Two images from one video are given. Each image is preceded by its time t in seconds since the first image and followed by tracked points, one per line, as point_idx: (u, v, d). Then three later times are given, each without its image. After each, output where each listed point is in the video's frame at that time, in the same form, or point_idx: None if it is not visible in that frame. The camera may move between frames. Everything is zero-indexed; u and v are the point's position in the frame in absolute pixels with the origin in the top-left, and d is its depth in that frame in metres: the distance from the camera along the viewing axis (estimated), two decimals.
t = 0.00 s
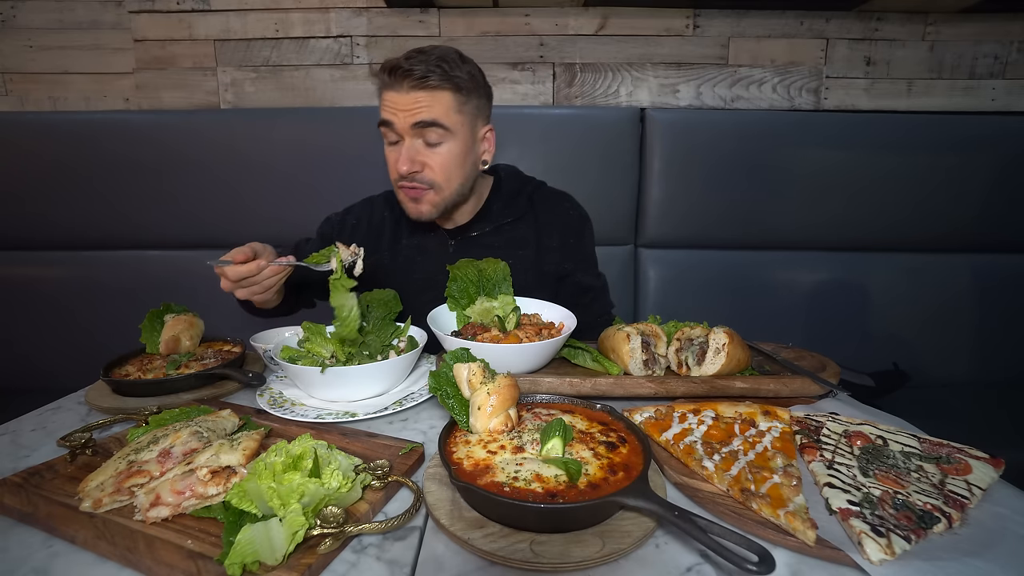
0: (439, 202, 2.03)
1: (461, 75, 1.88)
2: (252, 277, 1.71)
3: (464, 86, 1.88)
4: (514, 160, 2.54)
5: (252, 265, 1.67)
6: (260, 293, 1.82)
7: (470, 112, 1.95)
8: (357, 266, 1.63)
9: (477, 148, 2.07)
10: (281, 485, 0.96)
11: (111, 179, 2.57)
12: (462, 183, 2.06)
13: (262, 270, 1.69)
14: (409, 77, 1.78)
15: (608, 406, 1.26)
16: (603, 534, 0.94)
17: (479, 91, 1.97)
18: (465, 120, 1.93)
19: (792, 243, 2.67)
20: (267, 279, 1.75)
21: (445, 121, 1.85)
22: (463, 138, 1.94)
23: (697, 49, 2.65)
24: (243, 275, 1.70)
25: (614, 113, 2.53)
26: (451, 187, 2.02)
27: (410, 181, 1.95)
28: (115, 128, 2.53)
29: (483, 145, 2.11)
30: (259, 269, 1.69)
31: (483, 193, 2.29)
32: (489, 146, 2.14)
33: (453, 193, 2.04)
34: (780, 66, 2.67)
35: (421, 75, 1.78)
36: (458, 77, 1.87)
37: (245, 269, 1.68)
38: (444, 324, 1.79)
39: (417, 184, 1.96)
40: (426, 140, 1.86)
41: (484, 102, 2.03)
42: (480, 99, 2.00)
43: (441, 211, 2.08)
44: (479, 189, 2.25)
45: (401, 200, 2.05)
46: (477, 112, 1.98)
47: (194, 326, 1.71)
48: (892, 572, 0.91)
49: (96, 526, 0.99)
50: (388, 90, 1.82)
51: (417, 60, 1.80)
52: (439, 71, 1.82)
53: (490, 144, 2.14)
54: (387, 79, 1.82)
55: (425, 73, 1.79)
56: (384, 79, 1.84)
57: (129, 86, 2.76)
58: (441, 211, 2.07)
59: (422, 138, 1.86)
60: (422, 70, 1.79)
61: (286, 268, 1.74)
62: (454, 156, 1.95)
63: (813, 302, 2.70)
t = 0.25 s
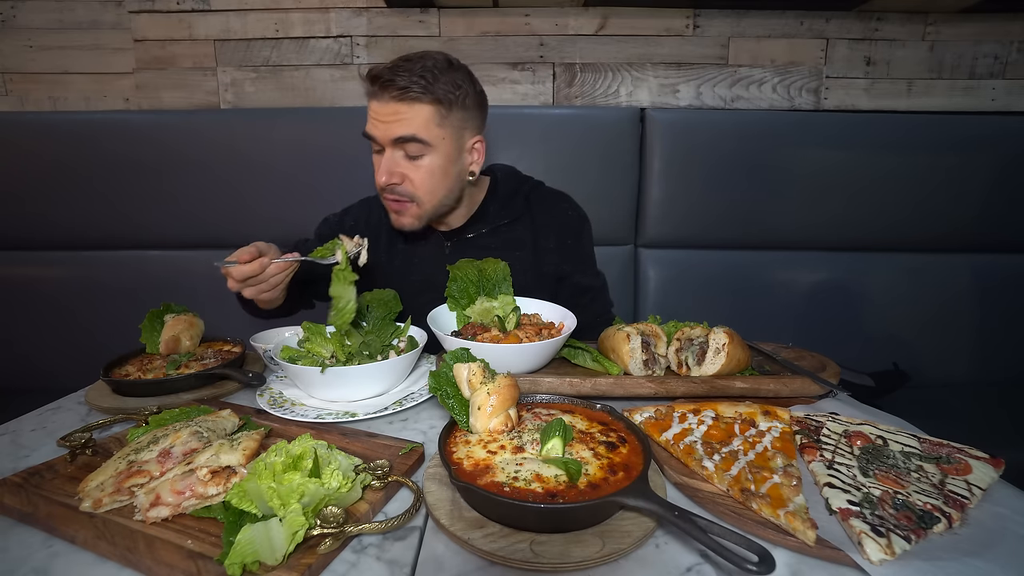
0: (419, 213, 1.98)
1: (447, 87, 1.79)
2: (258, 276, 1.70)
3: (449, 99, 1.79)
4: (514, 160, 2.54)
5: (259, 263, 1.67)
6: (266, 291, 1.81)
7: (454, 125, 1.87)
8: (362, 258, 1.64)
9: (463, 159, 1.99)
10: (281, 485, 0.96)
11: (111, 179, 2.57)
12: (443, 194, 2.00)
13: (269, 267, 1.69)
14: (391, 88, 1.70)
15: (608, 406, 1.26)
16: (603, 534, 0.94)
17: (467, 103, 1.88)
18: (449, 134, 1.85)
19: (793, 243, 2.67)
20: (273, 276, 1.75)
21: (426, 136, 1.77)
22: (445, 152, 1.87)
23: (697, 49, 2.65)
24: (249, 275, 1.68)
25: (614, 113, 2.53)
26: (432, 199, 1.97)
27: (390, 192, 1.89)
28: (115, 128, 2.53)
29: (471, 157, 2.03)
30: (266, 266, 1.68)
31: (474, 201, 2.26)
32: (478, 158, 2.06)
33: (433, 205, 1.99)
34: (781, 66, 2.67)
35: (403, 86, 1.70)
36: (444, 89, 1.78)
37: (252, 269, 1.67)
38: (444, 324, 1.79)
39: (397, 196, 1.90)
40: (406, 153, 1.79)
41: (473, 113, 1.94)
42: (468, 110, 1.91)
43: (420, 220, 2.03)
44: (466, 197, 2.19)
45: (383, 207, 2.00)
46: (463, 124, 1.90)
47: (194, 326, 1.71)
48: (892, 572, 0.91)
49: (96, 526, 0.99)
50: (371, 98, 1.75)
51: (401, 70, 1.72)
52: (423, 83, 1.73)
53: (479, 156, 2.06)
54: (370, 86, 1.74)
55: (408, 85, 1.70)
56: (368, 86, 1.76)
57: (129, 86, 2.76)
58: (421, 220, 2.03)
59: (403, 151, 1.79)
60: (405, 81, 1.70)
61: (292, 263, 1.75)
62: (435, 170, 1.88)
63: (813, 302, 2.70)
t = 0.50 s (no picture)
0: (408, 224, 1.93)
1: (436, 94, 1.80)
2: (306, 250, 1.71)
3: (438, 106, 1.80)
4: (514, 160, 2.54)
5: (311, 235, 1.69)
6: (309, 268, 1.82)
7: (443, 134, 1.86)
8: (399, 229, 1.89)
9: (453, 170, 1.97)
10: (281, 485, 0.96)
11: (111, 179, 2.57)
12: (432, 205, 1.96)
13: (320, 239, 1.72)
14: (381, 93, 1.72)
15: (608, 406, 1.26)
16: (603, 534, 0.94)
17: (456, 112, 1.88)
18: (438, 142, 1.84)
19: (793, 243, 2.67)
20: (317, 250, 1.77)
21: (415, 142, 1.76)
22: (434, 161, 1.85)
23: (697, 49, 2.65)
24: (299, 250, 1.69)
25: (614, 113, 2.53)
26: (421, 209, 1.93)
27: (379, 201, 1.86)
28: (115, 128, 2.53)
29: (460, 168, 2.01)
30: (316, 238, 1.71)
31: (466, 212, 2.24)
32: (467, 169, 2.03)
33: (422, 216, 1.95)
34: (781, 66, 2.67)
35: (393, 92, 1.72)
36: (433, 97, 1.79)
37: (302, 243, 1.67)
38: (444, 324, 1.79)
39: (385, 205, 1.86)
40: (394, 160, 1.78)
41: (462, 124, 1.94)
42: (458, 121, 1.90)
43: (409, 233, 1.98)
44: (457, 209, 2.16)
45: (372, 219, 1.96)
46: (452, 134, 1.89)
47: (194, 326, 1.71)
48: (892, 572, 0.91)
49: (96, 526, 0.99)
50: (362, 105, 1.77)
51: (392, 77, 1.75)
52: (413, 89, 1.74)
53: (469, 168, 2.04)
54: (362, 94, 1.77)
55: (397, 90, 1.72)
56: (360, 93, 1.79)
57: (129, 86, 2.76)
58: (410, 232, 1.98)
59: (391, 158, 1.78)
60: (395, 86, 1.72)
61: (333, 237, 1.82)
62: (423, 179, 1.86)
63: (813, 302, 2.70)
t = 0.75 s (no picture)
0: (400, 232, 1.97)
1: (424, 103, 1.77)
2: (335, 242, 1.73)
3: (426, 116, 1.77)
4: (514, 159, 2.54)
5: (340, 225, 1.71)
6: (337, 260, 1.83)
7: (432, 143, 1.84)
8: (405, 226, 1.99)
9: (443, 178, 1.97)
10: (281, 485, 0.96)
11: (111, 179, 2.57)
12: (424, 213, 1.98)
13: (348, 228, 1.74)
14: (367, 103, 1.69)
15: (608, 406, 1.26)
16: (603, 534, 0.94)
17: (445, 119, 1.85)
18: (426, 152, 1.83)
19: (793, 243, 2.67)
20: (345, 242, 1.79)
21: (402, 154, 1.75)
22: (423, 171, 1.85)
23: (697, 49, 2.65)
24: (331, 241, 1.71)
25: (615, 113, 2.53)
26: (411, 218, 1.95)
27: (370, 210, 1.89)
28: (115, 128, 2.53)
29: (451, 175, 2.00)
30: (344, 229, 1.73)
31: (462, 215, 2.25)
32: (458, 175, 2.02)
33: (412, 224, 1.97)
34: (781, 66, 2.67)
35: (380, 102, 1.68)
36: (421, 105, 1.76)
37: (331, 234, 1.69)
38: (444, 324, 1.79)
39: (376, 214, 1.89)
40: (382, 172, 1.78)
41: (452, 131, 1.91)
42: (447, 128, 1.88)
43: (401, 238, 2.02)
44: (451, 214, 2.17)
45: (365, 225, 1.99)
46: (441, 142, 1.87)
47: (194, 326, 1.71)
48: (892, 572, 0.91)
49: (96, 526, 0.99)
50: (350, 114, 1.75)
51: (378, 85, 1.70)
52: (400, 99, 1.71)
53: (460, 174, 2.02)
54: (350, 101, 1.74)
55: (383, 101, 1.68)
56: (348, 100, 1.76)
57: (129, 86, 2.76)
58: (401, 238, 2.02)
59: (379, 169, 1.78)
60: (381, 96, 1.69)
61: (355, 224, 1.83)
62: (412, 188, 1.86)
63: (813, 302, 2.70)
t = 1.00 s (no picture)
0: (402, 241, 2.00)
1: (415, 116, 1.74)
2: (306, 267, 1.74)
3: (417, 129, 1.74)
4: (513, 159, 2.54)
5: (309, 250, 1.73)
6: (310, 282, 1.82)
7: (426, 153, 1.83)
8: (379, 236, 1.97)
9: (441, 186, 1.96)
10: (281, 485, 0.96)
11: (111, 179, 2.57)
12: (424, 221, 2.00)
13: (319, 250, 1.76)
14: (357, 122, 1.66)
15: (608, 406, 1.26)
16: (604, 534, 0.94)
17: (438, 128, 1.82)
18: (421, 163, 1.82)
19: (793, 243, 2.67)
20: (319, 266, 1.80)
21: (396, 170, 1.74)
22: (419, 182, 1.85)
23: (697, 49, 2.65)
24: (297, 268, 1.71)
25: (615, 113, 2.53)
26: (412, 227, 1.97)
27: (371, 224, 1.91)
28: (115, 128, 2.53)
29: (449, 181, 1.99)
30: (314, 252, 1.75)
31: (464, 215, 2.24)
32: (456, 179, 2.02)
33: (414, 232, 2.00)
34: (781, 65, 2.67)
35: (369, 121, 1.65)
36: (412, 118, 1.73)
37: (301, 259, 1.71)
38: (444, 324, 1.79)
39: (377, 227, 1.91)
40: (380, 188, 1.78)
41: (445, 137, 1.89)
42: (441, 135, 1.85)
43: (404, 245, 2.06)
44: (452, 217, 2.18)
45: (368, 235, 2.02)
46: (435, 151, 1.85)
47: (194, 326, 1.71)
48: (892, 572, 0.91)
49: (96, 526, 0.99)
50: (341, 132, 1.72)
51: (366, 102, 1.66)
52: (389, 115, 1.67)
53: (457, 178, 2.02)
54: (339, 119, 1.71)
55: (373, 120, 1.65)
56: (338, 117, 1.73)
57: (129, 86, 2.76)
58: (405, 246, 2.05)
59: (376, 186, 1.77)
60: (371, 115, 1.65)
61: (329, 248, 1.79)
62: (410, 200, 1.87)
63: (813, 302, 2.70)
